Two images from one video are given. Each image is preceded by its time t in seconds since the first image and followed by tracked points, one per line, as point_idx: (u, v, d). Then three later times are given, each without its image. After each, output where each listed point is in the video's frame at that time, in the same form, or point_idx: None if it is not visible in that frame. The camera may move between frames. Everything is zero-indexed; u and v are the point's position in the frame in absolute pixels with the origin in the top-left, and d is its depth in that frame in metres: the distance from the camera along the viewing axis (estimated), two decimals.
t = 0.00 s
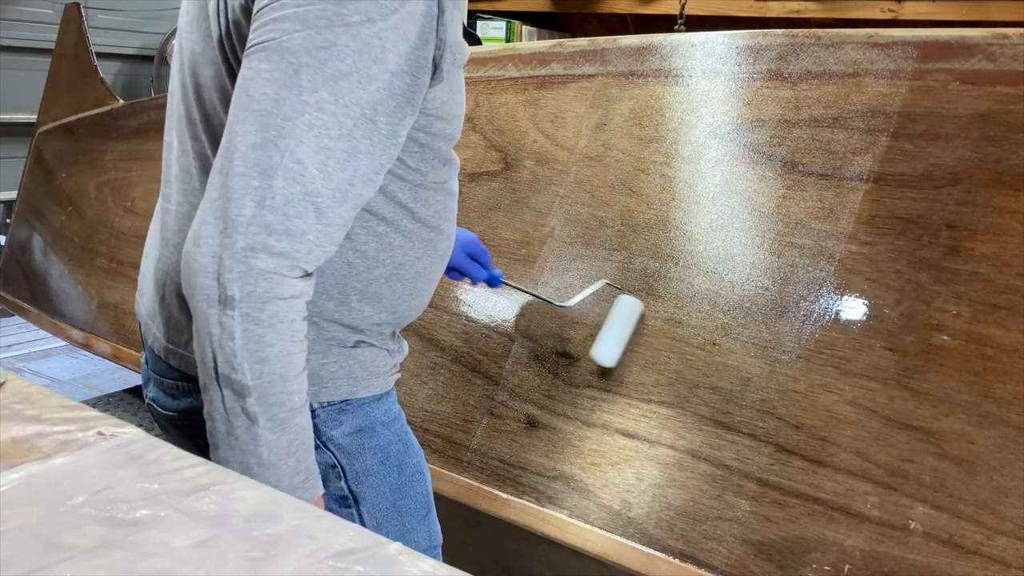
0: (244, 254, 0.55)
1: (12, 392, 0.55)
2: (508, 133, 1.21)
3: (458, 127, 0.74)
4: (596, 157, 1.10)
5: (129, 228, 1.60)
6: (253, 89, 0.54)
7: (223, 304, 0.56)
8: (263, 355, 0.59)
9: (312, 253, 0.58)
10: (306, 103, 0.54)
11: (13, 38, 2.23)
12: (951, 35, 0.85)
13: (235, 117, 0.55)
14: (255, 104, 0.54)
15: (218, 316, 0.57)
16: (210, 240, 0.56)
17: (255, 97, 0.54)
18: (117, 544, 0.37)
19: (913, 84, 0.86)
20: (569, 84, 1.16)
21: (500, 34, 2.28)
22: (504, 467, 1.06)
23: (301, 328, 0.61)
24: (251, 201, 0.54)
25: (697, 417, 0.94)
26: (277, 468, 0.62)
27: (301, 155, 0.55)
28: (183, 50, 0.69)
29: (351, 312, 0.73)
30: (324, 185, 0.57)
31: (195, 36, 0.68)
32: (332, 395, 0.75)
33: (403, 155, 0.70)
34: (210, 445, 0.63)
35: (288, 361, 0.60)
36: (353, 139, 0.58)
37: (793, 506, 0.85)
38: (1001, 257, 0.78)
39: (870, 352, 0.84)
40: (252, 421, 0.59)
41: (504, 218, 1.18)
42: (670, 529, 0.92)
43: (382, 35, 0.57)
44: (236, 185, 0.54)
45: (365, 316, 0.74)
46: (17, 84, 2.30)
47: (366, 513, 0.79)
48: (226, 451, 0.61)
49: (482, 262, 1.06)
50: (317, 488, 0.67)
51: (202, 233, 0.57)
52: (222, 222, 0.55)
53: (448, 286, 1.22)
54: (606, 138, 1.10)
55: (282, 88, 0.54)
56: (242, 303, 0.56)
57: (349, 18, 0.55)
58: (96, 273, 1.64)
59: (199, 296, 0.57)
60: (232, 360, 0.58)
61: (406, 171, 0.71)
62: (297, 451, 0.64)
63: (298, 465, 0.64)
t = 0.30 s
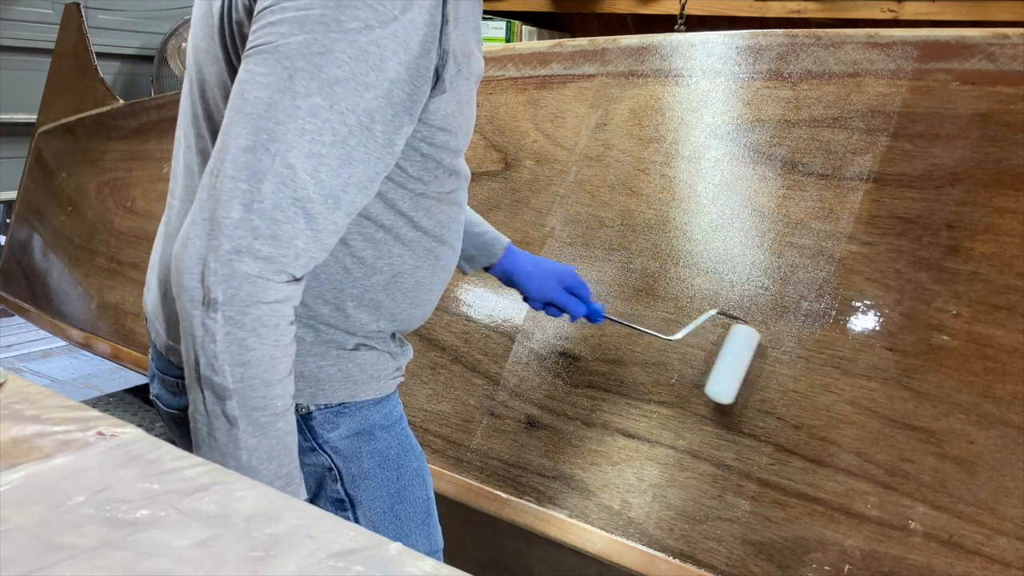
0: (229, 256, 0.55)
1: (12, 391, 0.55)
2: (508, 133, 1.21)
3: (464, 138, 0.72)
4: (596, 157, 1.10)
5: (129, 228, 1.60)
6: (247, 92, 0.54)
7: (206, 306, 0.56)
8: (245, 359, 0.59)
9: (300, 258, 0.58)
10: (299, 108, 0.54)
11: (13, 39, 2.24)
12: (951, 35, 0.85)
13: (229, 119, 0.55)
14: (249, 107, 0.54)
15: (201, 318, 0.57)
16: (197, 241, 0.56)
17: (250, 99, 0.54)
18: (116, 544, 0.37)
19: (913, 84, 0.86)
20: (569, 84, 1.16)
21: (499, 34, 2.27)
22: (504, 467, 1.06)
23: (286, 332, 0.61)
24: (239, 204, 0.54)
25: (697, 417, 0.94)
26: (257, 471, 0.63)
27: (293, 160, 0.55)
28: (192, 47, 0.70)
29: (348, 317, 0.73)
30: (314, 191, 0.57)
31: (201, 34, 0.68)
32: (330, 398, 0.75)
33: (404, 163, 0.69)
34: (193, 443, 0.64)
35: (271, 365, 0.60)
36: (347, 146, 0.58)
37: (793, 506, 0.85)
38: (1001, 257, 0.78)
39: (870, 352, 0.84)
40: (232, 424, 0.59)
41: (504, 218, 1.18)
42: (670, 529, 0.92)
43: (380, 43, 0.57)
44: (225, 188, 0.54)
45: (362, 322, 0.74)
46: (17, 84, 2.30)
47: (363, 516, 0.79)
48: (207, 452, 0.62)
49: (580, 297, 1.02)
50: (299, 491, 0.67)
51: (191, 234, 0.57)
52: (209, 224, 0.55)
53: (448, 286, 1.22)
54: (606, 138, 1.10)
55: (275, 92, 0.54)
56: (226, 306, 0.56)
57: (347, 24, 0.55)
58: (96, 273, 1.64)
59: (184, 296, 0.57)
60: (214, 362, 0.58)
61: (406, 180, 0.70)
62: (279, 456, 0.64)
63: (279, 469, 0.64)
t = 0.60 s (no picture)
0: (219, 253, 0.55)
1: (13, 392, 0.55)
2: (509, 133, 1.21)
3: (463, 137, 0.72)
4: (596, 157, 1.10)
5: (129, 228, 1.60)
6: (239, 89, 0.54)
7: (196, 303, 0.57)
8: (234, 357, 0.59)
9: (291, 256, 0.58)
10: (290, 106, 0.54)
11: (13, 39, 2.24)
12: (951, 35, 0.85)
13: (221, 117, 0.55)
14: (240, 105, 0.54)
15: (191, 315, 0.57)
16: (188, 238, 0.57)
17: (241, 97, 0.54)
18: (117, 544, 0.37)
19: (914, 84, 0.86)
20: (569, 84, 1.16)
21: (499, 34, 2.27)
22: (504, 467, 1.07)
23: (276, 331, 0.61)
24: (229, 202, 0.54)
25: (697, 417, 0.94)
26: (247, 470, 0.63)
27: (283, 158, 0.55)
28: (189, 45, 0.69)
29: (347, 318, 0.73)
30: (305, 189, 0.57)
31: (199, 32, 0.68)
32: (331, 397, 0.75)
33: (401, 161, 0.69)
34: (185, 440, 0.65)
35: (260, 364, 0.60)
36: (339, 144, 0.58)
37: (793, 506, 0.86)
38: (1001, 257, 0.78)
39: (870, 352, 0.84)
40: (221, 422, 0.59)
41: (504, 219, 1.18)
42: (670, 529, 0.92)
43: (373, 41, 0.57)
44: (215, 184, 0.54)
45: (361, 322, 0.74)
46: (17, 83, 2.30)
47: (363, 516, 0.79)
48: (197, 450, 0.63)
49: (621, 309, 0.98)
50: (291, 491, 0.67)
51: (183, 231, 0.57)
52: (200, 221, 0.55)
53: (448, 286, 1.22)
54: (606, 138, 1.10)
55: (266, 89, 0.54)
56: (214, 303, 0.56)
57: (339, 21, 0.55)
58: (96, 273, 1.64)
59: (175, 294, 0.58)
60: (203, 360, 0.58)
61: (404, 179, 0.70)
62: (269, 455, 0.64)
63: (268, 469, 0.64)
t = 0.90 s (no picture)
0: (221, 260, 0.55)
1: (13, 392, 0.55)
2: (509, 133, 1.21)
3: (453, 135, 0.72)
4: (596, 157, 1.10)
5: (129, 228, 1.60)
6: (237, 96, 0.54)
7: (200, 310, 0.56)
8: (239, 362, 0.58)
9: (292, 260, 0.58)
10: (288, 112, 0.54)
11: (13, 39, 2.24)
12: (951, 35, 0.85)
13: (219, 124, 0.55)
14: (238, 112, 0.54)
15: (195, 322, 0.57)
16: (188, 246, 0.56)
17: (238, 104, 0.54)
18: (117, 544, 0.37)
19: (914, 84, 0.86)
20: (569, 84, 1.16)
21: (500, 34, 2.27)
22: (504, 468, 1.06)
23: (280, 335, 0.61)
24: (230, 209, 0.54)
25: (697, 417, 0.94)
26: (254, 473, 0.63)
27: (282, 163, 0.55)
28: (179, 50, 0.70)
29: (342, 317, 0.73)
30: (304, 194, 0.57)
31: (189, 37, 0.68)
32: (326, 396, 0.75)
33: (394, 161, 0.69)
34: (190, 446, 0.64)
35: (264, 368, 0.59)
36: (337, 149, 0.58)
37: (793, 506, 0.86)
38: (1001, 257, 0.78)
39: (870, 352, 0.84)
40: (227, 427, 0.59)
41: (505, 219, 1.18)
42: (670, 529, 0.92)
43: (369, 46, 0.57)
44: (215, 192, 0.54)
45: (356, 321, 0.74)
46: (17, 83, 2.30)
47: (360, 513, 0.80)
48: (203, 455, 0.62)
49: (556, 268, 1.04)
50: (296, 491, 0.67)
51: (183, 239, 0.57)
52: (201, 228, 0.55)
53: (448, 286, 1.22)
54: (606, 138, 1.10)
55: (264, 96, 0.54)
56: (219, 309, 0.56)
57: (334, 28, 0.55)
58: (96, 273, 1.64)
59: (177, 301, 0.58)
60: (208, 366, 0.58)
61: (396, 178, 0.70)
62: (275, 457, 0.64)
63: (274, 471, 0.64)
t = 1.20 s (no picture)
0: (232, 264, 0.55)
1: (13, 392, 0.55)
2: (508, 133, 1.21)
3: (444, 132, 0.73)
4: (596, 157, 1.10)
5: (129, 228, 1.60)
6: (240, 99, 0.54)
7: (211, 313, 0.56)
8: (252, 364, 0.59)
9: (298, 261, 0.59)
10: (293, 115, 0.54)
11: (13, 39, 2.24)
12: (950, 35, 0.85)
13: (223, 127, 0.54)
14: (243, 115, 0.54)
15: (205, 325, 0.57)
16: (197, 250, 0.56)
17: (243, 107, 0.54)
18: (116, 544, 0.37)
19: (914, 84, 0.86)
20: (569, 85, 1.16)
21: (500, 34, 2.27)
22: (504, 467, 1.06)
23: (288, 335, 0.61)
24: (238, 212, 0.54)
25: (697, 417, 0.94)
26: (267, 473, 0.63)
27: (288, 166, 0.55)
28: (173, 52, 0.69)
29: (340, 316, 0.73)
30: (310, 195, 0.57)
31: (184, 39, 0.68)
32: (325, 394, 0.75)
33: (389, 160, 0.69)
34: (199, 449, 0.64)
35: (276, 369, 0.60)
36: (340, 150, 0.58)
37: (793, 506, 0.85)
38: (1001, 257, 0.78)
39: (870, 352, 0.84)
40: (241, 428, 0.59)
41: (504, 219, 1.18)
42: (670, 529, 0.92)
43: (370, 49, 0.57)
44: (223, 196, 0.54)
45: (354, 319, 0.74)
46: (17, 83, 2.30)
47: (360, 510, 0.79)
48: (216, 456, 0.62)
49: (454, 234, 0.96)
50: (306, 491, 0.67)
51: (189, 242, 0.56)
52: (209, 232, 0.55)
53: (448, 286, 1.22)
54: (606, 138, 1.10)
55: (269, 99, 0.54)
56: (230, 312, 0.56)
57: (337, 31, 0.55)
58: (96, 273, 1.64)
59: (185, 305, 0.57)
60: (220, 368, 0.58)
61: (392, 176, 0.70)
62: (287, 456, 0.64)
63: (287, 470, 0.65)
